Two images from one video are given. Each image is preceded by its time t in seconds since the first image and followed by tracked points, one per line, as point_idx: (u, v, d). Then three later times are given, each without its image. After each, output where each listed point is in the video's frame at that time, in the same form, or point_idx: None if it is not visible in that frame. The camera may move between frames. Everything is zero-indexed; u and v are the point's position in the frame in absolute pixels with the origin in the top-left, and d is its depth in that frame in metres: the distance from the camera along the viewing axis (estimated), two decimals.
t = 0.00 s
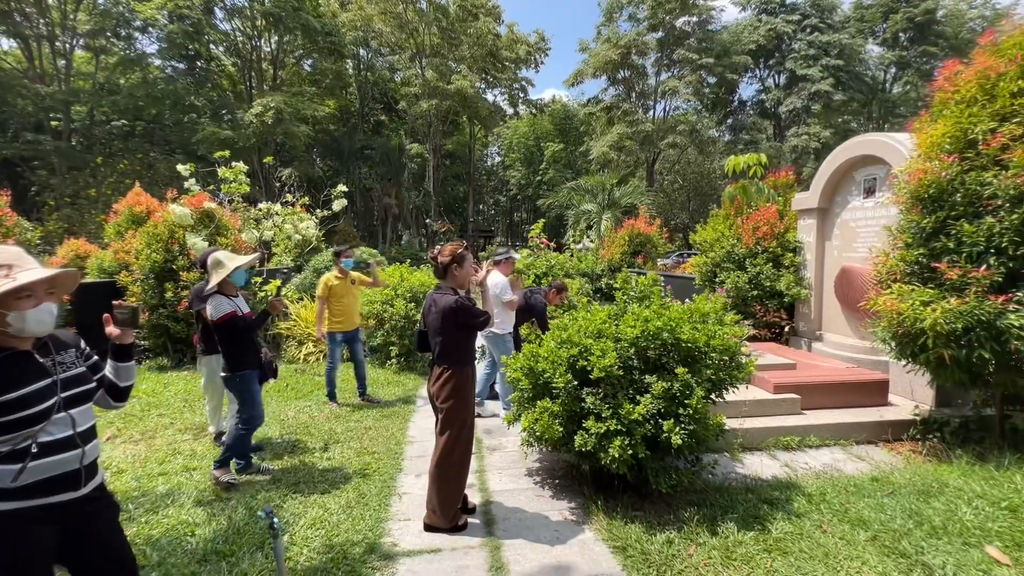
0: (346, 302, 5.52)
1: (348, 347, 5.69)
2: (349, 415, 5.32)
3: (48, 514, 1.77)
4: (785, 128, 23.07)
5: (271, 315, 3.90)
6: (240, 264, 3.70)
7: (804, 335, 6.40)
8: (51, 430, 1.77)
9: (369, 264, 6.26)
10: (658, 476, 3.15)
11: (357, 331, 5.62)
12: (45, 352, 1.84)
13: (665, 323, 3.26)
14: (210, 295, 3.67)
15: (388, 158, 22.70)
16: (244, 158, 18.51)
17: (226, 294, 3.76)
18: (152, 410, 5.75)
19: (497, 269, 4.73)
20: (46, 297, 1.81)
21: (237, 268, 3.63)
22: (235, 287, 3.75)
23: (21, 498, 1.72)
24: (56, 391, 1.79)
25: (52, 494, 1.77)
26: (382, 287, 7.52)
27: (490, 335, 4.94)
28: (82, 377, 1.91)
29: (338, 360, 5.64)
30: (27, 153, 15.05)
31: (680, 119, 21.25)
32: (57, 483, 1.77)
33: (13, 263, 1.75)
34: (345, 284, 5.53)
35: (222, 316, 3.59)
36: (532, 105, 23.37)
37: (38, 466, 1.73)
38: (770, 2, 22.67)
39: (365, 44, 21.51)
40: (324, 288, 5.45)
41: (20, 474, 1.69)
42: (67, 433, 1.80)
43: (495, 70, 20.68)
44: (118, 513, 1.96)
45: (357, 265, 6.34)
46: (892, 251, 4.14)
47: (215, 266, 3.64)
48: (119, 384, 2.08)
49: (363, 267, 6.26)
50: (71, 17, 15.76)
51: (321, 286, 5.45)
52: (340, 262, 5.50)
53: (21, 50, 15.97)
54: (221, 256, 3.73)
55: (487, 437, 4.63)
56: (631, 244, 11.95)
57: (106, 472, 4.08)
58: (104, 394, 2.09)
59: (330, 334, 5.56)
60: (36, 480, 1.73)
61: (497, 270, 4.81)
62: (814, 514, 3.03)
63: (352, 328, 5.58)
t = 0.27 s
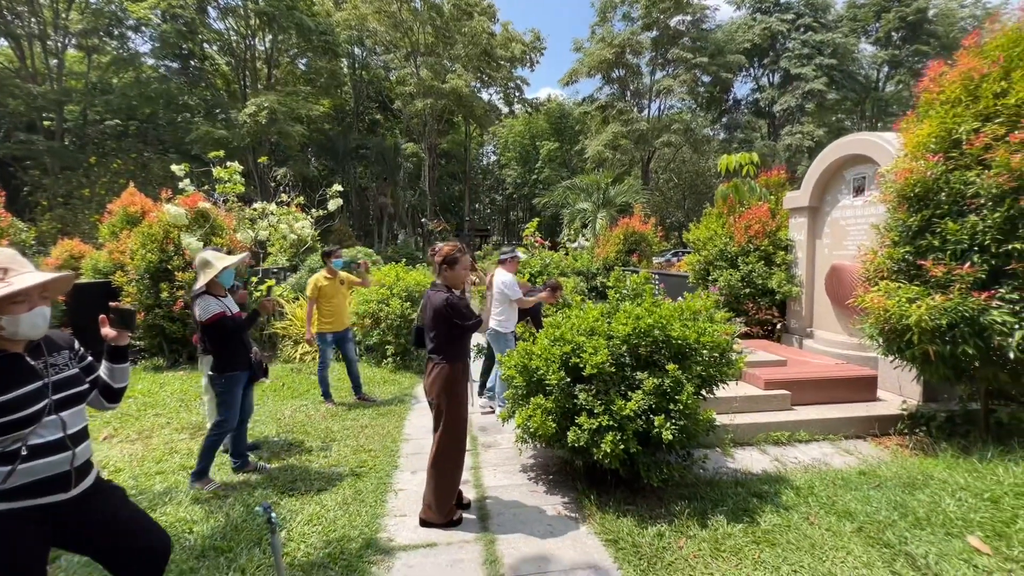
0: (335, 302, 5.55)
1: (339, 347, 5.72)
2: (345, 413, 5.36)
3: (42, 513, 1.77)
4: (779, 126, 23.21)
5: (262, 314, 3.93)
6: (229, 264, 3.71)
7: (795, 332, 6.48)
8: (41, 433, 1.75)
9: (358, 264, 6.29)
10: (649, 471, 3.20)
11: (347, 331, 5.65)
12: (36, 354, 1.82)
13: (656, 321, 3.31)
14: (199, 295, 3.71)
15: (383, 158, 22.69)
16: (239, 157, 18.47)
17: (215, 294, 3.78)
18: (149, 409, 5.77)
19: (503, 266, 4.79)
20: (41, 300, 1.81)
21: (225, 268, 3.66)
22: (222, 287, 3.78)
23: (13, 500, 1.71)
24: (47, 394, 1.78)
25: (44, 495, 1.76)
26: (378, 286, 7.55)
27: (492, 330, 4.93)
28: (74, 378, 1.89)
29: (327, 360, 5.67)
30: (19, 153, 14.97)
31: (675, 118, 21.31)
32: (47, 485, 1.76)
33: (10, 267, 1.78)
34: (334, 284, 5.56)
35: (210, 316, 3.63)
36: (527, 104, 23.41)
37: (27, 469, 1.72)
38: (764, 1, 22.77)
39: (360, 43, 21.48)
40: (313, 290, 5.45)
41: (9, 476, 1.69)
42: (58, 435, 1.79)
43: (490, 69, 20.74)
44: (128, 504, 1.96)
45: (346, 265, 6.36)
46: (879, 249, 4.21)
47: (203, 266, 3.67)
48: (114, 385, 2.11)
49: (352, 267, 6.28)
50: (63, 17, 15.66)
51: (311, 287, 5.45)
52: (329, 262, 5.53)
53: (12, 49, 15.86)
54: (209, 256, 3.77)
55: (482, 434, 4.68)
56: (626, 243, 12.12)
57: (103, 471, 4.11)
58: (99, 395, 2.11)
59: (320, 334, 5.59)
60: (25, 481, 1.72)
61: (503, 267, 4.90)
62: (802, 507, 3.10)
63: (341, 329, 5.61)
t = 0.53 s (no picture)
0: (328, 302, 5.54)
1: (333, 346, 5.73)
2: (342, 413, 5.37)
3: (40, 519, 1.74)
4: (772, 125, 23.31)
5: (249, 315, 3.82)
6: (216, 264, 3.56)
7: (789, 329, 6.53)
8: (40, 436, 1.73)
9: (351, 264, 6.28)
10: (645, 467, 3.24)
11: (341, 331, 5.66)
12: (36, 356, 1.80)
13: (651, 319, 3.35)
14: (185, 294, 3.58)
15: (378, 157, 22.64)
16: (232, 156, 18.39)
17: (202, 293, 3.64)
18: (145, 409, 5.77)
19: (504, 264, 4.81)
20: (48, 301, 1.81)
21: (212, 268, 3.53)
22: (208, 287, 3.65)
23: (11, 503, 1.69)
24: (46, 396, 1.76)
25: (43, 499, 1.73)
26: (374, 286, 7.55)
27: (492, 328, 4.88)
28: (75, 380, 1.88)
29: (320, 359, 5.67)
30: (10, 152, 14.86)
31: (669, 116, 21.35)
32: (46, 490, 1.73)
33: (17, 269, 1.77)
34: (327, 283, 5.54)
35: (195, 317, 3.52)
36: (522, 103, 23.41)
37: (26, 473, 1.69)
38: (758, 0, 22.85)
39: (354, 42, 21.42)
40: (307, 290, 5.43)
41: (7, 480, 1.66)
42: (56, 439, 1.77)
43: (485, 68, 20.73)
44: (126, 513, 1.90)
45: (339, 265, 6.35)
46: (870, 247, 4.27)
47: (189, 265, 3.53)
48: (118, 383, 2.14)
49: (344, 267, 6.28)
50: (54, 15, 15.54)
51: (304, 287, 5.43)
52: (322, 261, 5.52)
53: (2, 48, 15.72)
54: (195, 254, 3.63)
55: (479, 432, 4.71)
56: (621, 241, 12.14)
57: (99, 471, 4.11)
58: (102, 394, 2.13)
59: (313, 334, 5.57)
60: (22, 486, 1.69)
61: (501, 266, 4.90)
62: (795, 501, 3.14)
63: (335, 328, 5.61)
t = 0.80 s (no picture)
0: (327, 302, 5.53)
1: (331, 346, 5.71)
2: (341, 413, 5.37)
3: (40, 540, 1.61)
4: (766, 125, 23.42)
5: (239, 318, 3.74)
6: (205, 266, 3.45)
7: (785, 327, 6.57)
8: (44, 451, 1.60)
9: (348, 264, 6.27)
10: (645, 466, 3.26)
11: (339, 331, 5.65)
12: (46, 365, 1.68)
13: (651, 318, 3.37)
14: (173, 297, 3.48)
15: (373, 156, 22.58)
16: (226, 156, 18.27)
17: (191, 296, 3.54)
18: (141, 411, 5.74)
19: (506, 263, 4.83)
20: (58, 305, 1.71)
21: (202, 270, 3.43)
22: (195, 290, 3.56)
23: (11, 521, 1.57)
24: (53, 407, 1.64)
25: (45, 518, 1.61)
26: (371, 286, 7.54)
27: (494, 327, 4.86)
28: (87, 389, 1.76)
29: (318, 360, 5.63)
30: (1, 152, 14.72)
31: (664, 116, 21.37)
32: (49, 510, 1.61)
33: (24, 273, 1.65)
34: (325, 283, 5.53)
35: (184, 320, 3.42)
36: (517, 102, 23.40)
37: (26, 490, 1.57)
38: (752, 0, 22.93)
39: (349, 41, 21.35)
40: (306, 290, 5.42)
41: (6, 497, 1.55)
42: (62, 453, 1.64)
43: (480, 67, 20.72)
44: (127, 547, 1.79)
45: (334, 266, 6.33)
46: (866, 246, 4.30)
47: (178, 266, 3.42)
48: (135, 392, 2.06)
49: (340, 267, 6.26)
50: (45, 12, 15.38)
51: (303, 288, 5.42)
52: (320, 261, 5.50)
53: None
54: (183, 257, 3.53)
55: (479, 432, 4.72)
56: (617, 240, 12.16)
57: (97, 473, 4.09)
58: (120, 403, 2.05)
59: (312, 334, 5.54)
60: (23, 503, 1.57)
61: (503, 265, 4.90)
62: (794, 498, 3.17)
63: (335, 328, 5.60)
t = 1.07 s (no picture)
0: (326, 302, 5.52)
1: (330, 346, 5.70)
2: (338, 413, 5.35)
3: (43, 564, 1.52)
4: (760, 124, 23.54)
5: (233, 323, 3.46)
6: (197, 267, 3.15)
7: (780, 325, 6.61)
8: (52, 467, 1.51)
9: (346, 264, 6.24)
10: (645, 464, 3.28)
11: (339, 331, 5.64)
12: (60, 373, 1.60)
13: (649, 316, 3.38)
14: (162, 299, 3.17)
15: (368, 156, 22.49)
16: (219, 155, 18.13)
17: (180, 299, 3.23)
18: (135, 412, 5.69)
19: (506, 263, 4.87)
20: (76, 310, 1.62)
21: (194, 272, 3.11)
22: (186, 292, 3.27)
23: (19, 543, 1.48)
24: (66, 419, 1.55)
25: (51, 541, 1.52)
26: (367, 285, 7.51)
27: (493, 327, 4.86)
28: (103, 400, 1.68)
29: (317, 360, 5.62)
30: None
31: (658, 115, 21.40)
32: (57, 531, 1.52)
33: (43, 274, 1.55)
34: (325, 283, 5.51)
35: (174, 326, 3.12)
36: (512, 101, 23.39)
37: (30, 510, 1.48)
38: None
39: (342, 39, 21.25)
40: (306, 290, 5.41)
41: (11, 517, 1.46)
42: (73, 470, 1.55)
43: (474, 66, 20.68)
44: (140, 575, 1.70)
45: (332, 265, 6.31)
46: (861, 244, 4.33)
47: (167, 267, 3.11)
48: (156, 402, 1.97)
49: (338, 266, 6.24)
50: (34, 10, 15.18)
51: (303, 287, 5.41)
52: (319, 261, 5.48)
53: None
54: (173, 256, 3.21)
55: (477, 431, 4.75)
56: (613, 239, 12.18)
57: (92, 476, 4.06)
58: (140, 412, 1.97)
59: (312, 334, 5.52)
60: (32, 523, 1.49)
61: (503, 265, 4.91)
62: (792, 495, 3.20)
63: (334, 328, 5.59)
